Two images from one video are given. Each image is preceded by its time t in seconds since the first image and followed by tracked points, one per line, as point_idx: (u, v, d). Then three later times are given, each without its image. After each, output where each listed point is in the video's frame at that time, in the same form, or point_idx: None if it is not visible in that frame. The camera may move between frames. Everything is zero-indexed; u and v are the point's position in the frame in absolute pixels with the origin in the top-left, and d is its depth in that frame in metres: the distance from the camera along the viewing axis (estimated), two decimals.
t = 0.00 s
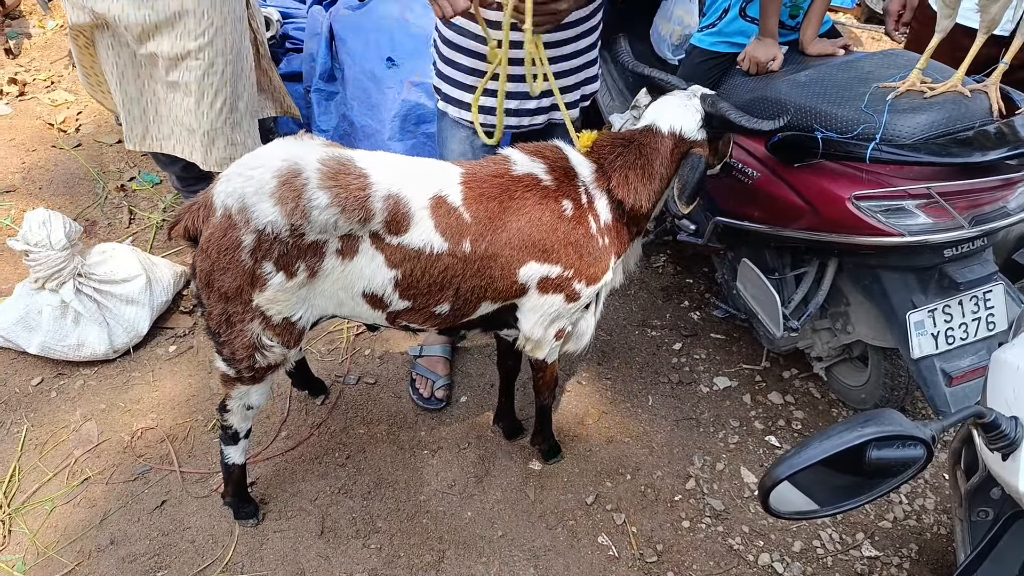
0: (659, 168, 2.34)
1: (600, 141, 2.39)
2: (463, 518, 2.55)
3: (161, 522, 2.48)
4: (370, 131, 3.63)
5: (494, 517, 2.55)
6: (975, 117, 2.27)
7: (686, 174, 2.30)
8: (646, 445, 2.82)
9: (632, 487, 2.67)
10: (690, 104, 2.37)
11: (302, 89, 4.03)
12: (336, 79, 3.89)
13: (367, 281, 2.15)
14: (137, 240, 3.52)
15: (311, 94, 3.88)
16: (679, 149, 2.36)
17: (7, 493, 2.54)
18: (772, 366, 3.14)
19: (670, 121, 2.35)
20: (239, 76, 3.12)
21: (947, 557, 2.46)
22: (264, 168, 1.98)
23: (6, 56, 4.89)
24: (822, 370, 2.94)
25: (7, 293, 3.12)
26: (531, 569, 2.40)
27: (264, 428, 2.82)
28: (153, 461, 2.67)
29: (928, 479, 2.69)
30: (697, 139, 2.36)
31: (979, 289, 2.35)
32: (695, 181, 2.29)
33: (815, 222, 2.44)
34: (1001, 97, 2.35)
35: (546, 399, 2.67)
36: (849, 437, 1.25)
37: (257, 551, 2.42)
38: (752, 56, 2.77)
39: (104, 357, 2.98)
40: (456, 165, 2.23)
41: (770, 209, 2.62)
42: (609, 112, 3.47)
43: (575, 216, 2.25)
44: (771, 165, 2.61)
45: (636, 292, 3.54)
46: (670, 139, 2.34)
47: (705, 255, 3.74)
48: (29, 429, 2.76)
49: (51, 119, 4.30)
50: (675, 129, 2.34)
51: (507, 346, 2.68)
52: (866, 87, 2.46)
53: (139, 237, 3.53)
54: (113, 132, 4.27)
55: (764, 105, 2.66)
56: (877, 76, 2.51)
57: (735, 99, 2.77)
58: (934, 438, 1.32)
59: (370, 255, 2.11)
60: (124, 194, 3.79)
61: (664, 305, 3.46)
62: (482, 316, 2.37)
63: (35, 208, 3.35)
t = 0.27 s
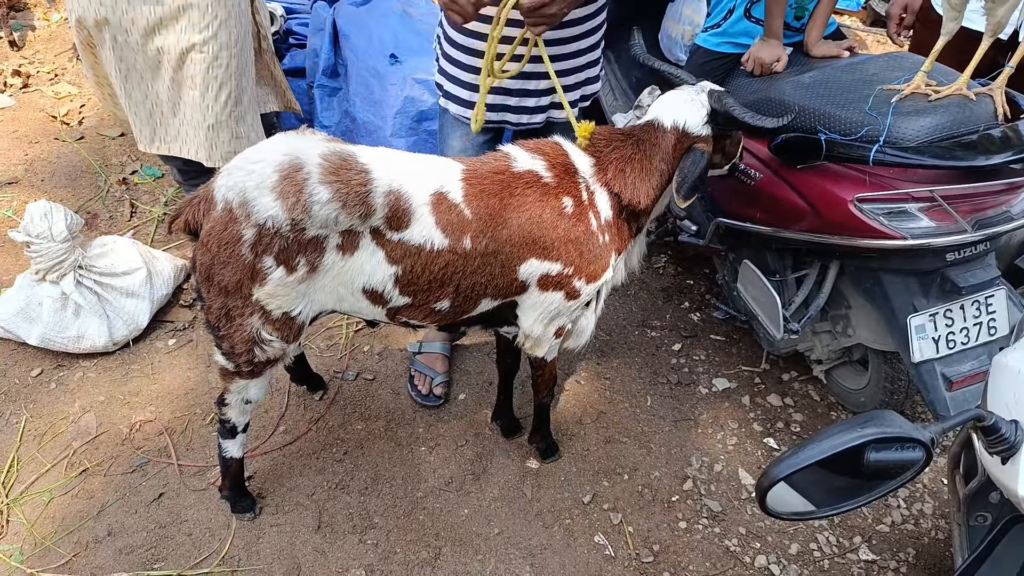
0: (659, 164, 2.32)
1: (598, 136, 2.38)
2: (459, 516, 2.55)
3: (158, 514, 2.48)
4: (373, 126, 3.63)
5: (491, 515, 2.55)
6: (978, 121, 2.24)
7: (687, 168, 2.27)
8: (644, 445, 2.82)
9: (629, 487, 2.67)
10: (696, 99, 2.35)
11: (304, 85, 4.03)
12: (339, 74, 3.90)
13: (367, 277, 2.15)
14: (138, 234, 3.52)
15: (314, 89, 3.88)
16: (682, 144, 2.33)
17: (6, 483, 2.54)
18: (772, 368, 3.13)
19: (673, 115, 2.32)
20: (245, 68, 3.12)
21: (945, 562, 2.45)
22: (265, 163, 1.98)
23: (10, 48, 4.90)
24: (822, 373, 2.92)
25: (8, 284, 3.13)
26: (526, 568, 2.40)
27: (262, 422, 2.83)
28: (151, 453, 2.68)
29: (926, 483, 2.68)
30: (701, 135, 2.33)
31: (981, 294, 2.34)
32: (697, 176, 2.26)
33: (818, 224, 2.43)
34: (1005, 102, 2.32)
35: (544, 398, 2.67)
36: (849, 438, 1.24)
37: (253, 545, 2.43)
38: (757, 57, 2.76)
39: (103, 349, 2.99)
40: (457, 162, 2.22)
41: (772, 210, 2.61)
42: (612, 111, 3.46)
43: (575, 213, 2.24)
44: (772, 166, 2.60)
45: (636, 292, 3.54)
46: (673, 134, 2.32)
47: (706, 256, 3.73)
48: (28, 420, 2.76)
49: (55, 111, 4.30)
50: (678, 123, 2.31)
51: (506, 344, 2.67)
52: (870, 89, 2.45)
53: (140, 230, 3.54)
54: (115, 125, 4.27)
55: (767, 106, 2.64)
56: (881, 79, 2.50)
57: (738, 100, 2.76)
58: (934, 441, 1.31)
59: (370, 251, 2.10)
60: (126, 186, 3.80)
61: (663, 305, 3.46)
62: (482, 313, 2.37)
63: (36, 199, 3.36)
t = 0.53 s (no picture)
0: (654, 160, 2.32)
1: (591, 136, 2.38)
2: (458, 519, 2.54)
3: (155, 520, 2.47)
4: (371, 129, 3.64)
5: (489, 518, 2.55)
6: (972, 122, 2.24)
7: (689, 166, 2.26)
8: (642, 447, 2.82)
9: (628, 489, 2.67)
10: (692, 91, 2.31)
11: (302, 88, 4.04)
12: (336, 78, 3.90)
13: (364, 280, 2.14)
14: (135, 238, 3.52)
15: (311, 93, 3.89)
16: (678, 138, 2.31)
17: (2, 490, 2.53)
18: (770, 369, 3.14)
19: (667, 110, 2.31)
20: (242, 68, 3.12)
21: (943, 561, 2.45)
22: (260, 167, 1.98)
23: (6, 52, 4.89)
24: (819, 373, 2.93)
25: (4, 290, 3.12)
26: (525, 571, 2.39)
27: (260, 427, 2.82)
28: (148, 458, 2.66)
29: (924, 483, 2.69)
30: (697, 128, 2.29)
31: (976, 294, 2.35)
32: (699, 173, 2.25)
33: (813, 225, 2.44)
34: (998, 102, 2.33)
35: (543, 400, 2.67)
36: (840, 440, 1.24)
37: (251, 551, 2.42)
38: (752, 58, 2.76)
39: (100, 354, 2.97)
40: (451, 164, 2.22)
41: (768, 212, 2.62)
42: (609, 114, 3.48)
43: (570, 214, 2.24)
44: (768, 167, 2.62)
45: (634, 294, 3.54)
46: (667, 128, 2.30)
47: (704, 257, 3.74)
48: (24, 425, 2.75)
49: (51, 115, 4.30)
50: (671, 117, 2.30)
51: (504, 346, 2.67)
52: (865, 90, 2.47)
53: (137, 234, 3.53)
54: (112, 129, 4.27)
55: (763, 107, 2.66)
56: (876, 80, 2.51)
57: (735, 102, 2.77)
58: (926, 441, 1.31)
59: (366, 254, 2.10)
60: (123, 191, 3.79)
61: (661, 307, 3.46)
62: (480, 314, 2.38)
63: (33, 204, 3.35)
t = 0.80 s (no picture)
0: (654, 162, 2.32)
1: (588, 137, 2.38)
2: (456, 521, 2.54)
3: (153, 521, 2.47)
4: (370, 130, 3.64)
5: (487, 521, 2.54)
6: (970, 125, 2.27)
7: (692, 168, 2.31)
8: (641, 450, 2.82)
9: (626, 491, 2.66)
10: (693, 93, 2.32)
11: (303, 90, 4.05)
12: (337, 80, 3.92)
13: (363, 282, 2.14)
14: (134, 239, 3.52)
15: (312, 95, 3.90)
16: (679, 141, 2.33)
17: None
18: (769, 372, 3.14)
19: (668, 113, 2.31)
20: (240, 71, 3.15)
21: (942, 565, 2.45)
22: (260, 168, 1.98)
23: (7, 54, 4.90)
24: (818, 376, 2.94)
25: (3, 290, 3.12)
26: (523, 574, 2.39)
27: (258, 428, 2.82)
28: (146, 460, 2.66)
29: (922, 487, 2.69)
30: (699, 131, 2.31)
31: (974, 297, 2.36)
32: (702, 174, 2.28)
33: (811, 229, 2.44)
34: (996, 106, 2.35)
35: (542, 402, 2.67)
36: (835, 443, 1.24)
37: (249, 552, 2.41)
38: (752, 61, 2.77)
39: (98, 355, 2.97)
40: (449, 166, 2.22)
41: (766, 215, 2.62)
42: (609, 117, 3.49)
43: (568, 216, 2.24)
44: (767, 171, 2.65)
45: (633, 296, 3.55)
46: (668, 132, 2.31)
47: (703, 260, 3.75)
48: (21, 426, 2.75)
49: (51, 116, 4.31)
50: (673, 121, 2.30)
51: (503, 348, 2.68)
52: (863, 94, 2.48)
53: (136, 235, 3.53)
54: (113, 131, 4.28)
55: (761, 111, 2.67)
56: (874, 84, 2.52)
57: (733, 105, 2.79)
58: (922, 444, 1.30)
59: (366, 256, 2.10)
60: (122, 192, 3.80)
61: (660, 310, 3.47)
62: (480, 316, 2.39)
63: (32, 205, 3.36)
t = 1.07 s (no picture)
0: (650, 160, 2.32)
1: (583, 138, 2.39)
2: (454, 523, 2.54)
3: (152, 524, 2.47)
4: (368, 133, 3.65)
5: (486, 523, 2.54)
6: (966, 124, 2.27)
7: (689, 162, 2.31)
8: (640, 451, 2.82)
9: (624, 493, 2.66)
10: (686, 89, 2.34)
11: (301, 94, 4.07)
12: (335, 83, 3.93)
13: (362, 284, 2.15)
14: (134, 243, 3.53)
15: (310, 99, 3.92)
16: (675, 138, 2.34)
17: None
18: (767, 373, 3.14)
19: (663, 111, 2.32)
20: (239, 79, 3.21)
21: (941, 565, 2.44)
22: (259, 172, 1.99)
23: (7, 59, 4.93)
24: (817, 377, 2.93)
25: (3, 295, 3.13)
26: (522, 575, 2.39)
27: (257, 431, 2.82)
28: (145, 462, 2.67)
29: (922, 487, 2.69)
30: (694, 125, 2.34)
31: (972, 296, 2.35)
32: (701, 166, 2.30)
33: (808, 229, 2.44)
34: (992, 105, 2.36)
35: (540, 404, 2.67)
36: (828, 443, 1.24)
37: (248, 555, 2.41)
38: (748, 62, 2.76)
39: (98, 358, 2.98)
40: (446, 168, 2.22)
41: (763, 216, 2.62)
42: (606, 119, 3.49)
43: (565, 217, 2.25)
44: (763, 172, 2.65)
45: (631, 298, 3.55)
46: (663, 130, 2.32)
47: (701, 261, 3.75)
48: (22, 430, 2.75)
49: (51, 121, 4.33)
50: (668, 117, 2.31)
51: (501, 350, 2.68)
52: (858, 94, 2.48)
53: (136, 239, 3.55)
54: (112, 135, 4.30)
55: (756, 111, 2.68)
56: (869, 84, 2.53)
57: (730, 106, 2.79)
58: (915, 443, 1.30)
59: (364, 259, 2.11)
60: (122, 196, 3.81)
61: (658, 311, 3.47)
62: (479, 317, 2.39)
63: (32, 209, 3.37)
